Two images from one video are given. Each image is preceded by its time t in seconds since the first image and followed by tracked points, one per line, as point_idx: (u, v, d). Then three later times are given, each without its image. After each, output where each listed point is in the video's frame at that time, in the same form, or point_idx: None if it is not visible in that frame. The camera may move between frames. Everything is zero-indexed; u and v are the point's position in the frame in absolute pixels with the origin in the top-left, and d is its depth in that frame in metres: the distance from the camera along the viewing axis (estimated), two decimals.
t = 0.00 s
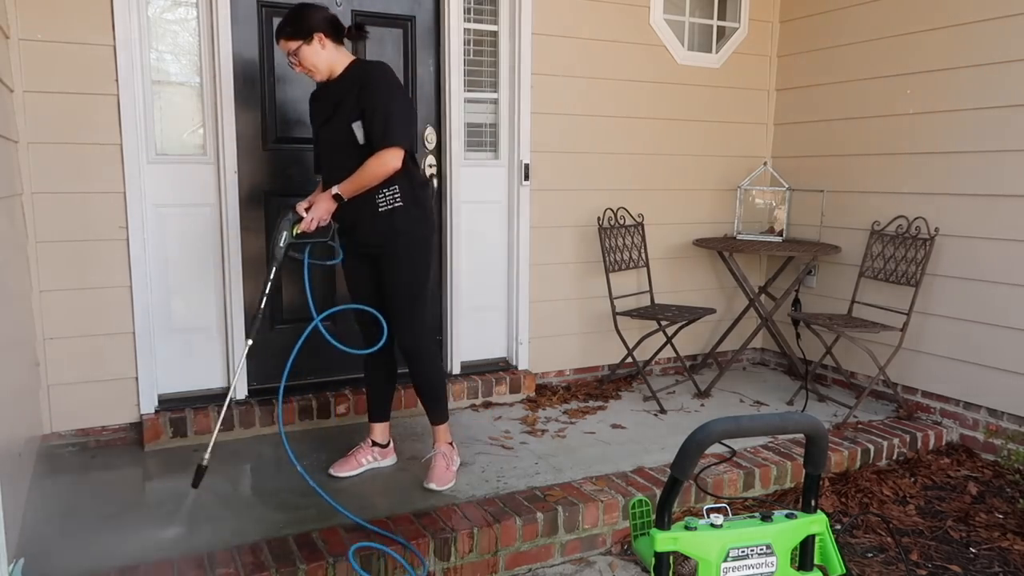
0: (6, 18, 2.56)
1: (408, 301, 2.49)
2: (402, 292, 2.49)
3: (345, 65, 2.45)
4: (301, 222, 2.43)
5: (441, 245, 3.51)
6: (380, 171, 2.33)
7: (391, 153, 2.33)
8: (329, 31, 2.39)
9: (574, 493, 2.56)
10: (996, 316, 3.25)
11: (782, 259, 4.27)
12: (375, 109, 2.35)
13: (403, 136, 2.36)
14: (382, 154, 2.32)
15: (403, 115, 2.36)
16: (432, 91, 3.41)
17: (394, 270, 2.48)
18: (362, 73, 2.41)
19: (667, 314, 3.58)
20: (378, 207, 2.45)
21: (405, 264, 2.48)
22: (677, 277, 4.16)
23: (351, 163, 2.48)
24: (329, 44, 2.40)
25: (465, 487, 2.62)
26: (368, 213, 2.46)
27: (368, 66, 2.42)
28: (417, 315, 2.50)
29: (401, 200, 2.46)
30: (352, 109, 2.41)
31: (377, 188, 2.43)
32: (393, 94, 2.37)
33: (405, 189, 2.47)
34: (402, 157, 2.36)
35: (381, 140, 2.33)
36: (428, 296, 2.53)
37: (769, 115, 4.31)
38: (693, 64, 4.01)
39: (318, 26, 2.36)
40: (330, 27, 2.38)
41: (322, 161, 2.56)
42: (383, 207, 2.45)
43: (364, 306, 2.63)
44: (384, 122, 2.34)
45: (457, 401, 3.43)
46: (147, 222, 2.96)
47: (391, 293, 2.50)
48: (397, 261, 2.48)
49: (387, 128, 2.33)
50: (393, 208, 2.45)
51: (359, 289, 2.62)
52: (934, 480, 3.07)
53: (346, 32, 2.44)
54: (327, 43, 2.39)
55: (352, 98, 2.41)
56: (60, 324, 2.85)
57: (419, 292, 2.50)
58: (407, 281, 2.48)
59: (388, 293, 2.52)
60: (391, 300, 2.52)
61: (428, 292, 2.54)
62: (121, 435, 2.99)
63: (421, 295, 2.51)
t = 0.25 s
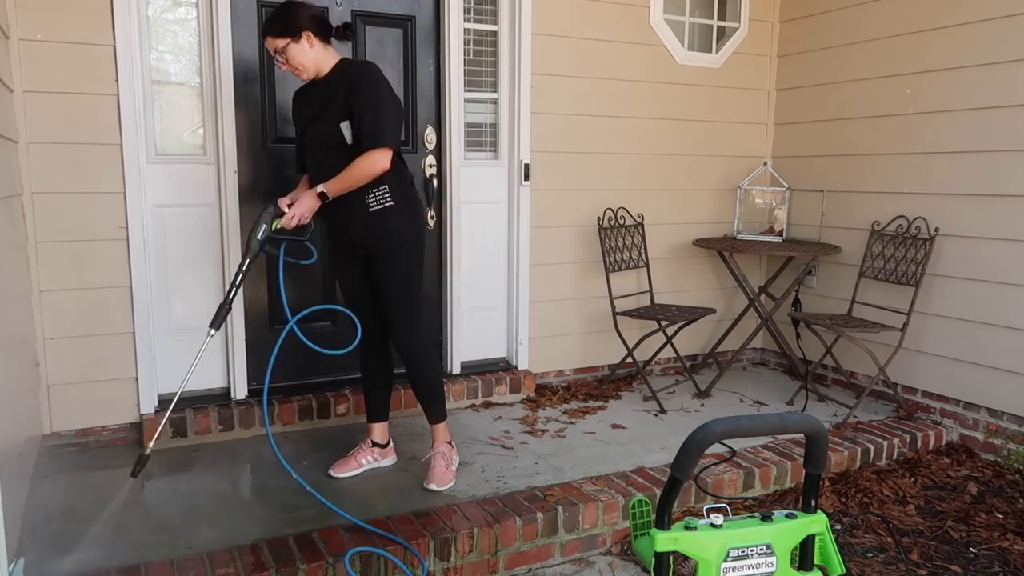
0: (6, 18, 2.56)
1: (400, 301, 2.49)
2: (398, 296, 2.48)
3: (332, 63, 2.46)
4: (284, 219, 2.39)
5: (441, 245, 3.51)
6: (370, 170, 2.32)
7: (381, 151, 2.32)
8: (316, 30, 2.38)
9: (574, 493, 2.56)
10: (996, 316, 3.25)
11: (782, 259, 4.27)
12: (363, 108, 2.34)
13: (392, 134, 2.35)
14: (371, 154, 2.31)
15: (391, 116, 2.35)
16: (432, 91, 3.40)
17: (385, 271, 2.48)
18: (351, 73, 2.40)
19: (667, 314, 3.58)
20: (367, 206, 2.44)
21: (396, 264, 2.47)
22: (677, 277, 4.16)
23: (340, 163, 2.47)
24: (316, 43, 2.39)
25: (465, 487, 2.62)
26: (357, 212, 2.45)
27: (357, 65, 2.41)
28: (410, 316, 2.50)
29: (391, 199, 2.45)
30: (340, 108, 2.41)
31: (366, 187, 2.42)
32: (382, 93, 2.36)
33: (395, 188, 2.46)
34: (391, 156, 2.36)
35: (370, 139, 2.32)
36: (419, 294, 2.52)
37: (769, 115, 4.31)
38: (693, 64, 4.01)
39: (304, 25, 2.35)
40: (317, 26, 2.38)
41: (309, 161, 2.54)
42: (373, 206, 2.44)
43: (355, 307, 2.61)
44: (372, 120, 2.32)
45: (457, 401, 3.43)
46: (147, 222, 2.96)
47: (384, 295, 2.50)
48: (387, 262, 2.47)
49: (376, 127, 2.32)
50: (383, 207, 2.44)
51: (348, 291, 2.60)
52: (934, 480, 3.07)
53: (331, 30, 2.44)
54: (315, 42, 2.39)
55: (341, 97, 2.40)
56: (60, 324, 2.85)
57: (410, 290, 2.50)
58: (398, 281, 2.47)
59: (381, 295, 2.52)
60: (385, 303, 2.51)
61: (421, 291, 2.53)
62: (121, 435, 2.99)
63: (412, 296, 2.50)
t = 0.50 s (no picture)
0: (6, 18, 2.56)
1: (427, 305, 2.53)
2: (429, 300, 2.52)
3: (377, 66, 2.42)
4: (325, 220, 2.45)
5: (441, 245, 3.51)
6: (392, 179, 2.34)
7: (402, 160, 2.32)
8: (359, 33, 2.37)
9: (574, 493, 2.56)
10: (995, 316, 3.25)
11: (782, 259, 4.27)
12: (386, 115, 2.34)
13: (413, 143, 2.33)
14: (391, 163, 2.32)
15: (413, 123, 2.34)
16: (432, 92, 3.41)
17: (413, 277, 2.50)
18: (380, 77, 2.39)
19: (667, 314, 3.58)
20: (393, 212, 2.46)
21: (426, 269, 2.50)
22: (677, 277, 4.16)
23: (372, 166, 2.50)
24: (354, 45, 2.38)
25: (465, 487, 2.62)
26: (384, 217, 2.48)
27: (386, 68, 2.39)
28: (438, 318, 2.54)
29: (416, 206, 2.46)
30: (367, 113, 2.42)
31: (392, 193, 2.43)
32: (405, 100, 2.34)
33: (419, 194, 2.46)
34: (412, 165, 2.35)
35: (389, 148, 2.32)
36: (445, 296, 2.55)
37: (769, 115, 4.31)
38: (693, 64, 4.01)
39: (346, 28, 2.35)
40: (358, 29, 2.36)
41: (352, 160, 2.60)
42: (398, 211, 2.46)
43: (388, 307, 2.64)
44: (393, 128, 2.32)
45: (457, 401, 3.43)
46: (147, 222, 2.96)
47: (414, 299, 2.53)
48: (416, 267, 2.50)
49: (395, 136, 2.32)
50: (408, 213, 2.45)
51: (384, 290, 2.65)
52: (934, 480, 3.07)
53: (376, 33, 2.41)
54: (356, 45, 2.38)
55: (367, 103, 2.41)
56: (60, 323, 2.85)
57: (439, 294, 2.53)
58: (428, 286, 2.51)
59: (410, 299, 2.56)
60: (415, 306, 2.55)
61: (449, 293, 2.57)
62: (121, 435, 2.99)
63: (442, 299, 2.54)
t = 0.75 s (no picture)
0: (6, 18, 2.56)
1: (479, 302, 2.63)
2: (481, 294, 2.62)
3: (456, 66, 2.60)
4: (400, 211, 2.62)
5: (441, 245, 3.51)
6: (466, 173, 2.49)
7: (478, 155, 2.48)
8: (442, 37, 2.53)
9: (574, 493, 2.56)
10: (996, 316, 3.25)
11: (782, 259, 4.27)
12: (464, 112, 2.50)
13: (488, 140, 2.49)
14: (466, 159, 2.47)
15: (490, 123, 2.49)
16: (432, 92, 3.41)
17: (475, 271, 2.63)
18: (461, 80, 2.55)
19: (667, 314, 3.58)
20: (462, 205, 2.62)
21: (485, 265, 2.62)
22: (677, 277, 4.16)
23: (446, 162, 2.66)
24: (438, 48, 2.54)
25: (466, 487, 2.62)
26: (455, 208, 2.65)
27: (467, 72, 2.55)
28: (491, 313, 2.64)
29: (484, 200, 2.61)
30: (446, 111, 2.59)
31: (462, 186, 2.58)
32: (486, 102, 2.51)
33: (488, 190, 2.61)
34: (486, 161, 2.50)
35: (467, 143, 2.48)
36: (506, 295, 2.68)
37: (769, 115, 4.31)
38: (693, 64, 4.01)
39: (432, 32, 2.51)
40: (444, 34, 2.52)
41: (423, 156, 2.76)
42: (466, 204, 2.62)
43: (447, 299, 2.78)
44: (472, 126, 2.48)
45: (457, 401, 3.43)
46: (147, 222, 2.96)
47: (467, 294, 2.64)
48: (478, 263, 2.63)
49: (473, 132, 2.48)
50: (476, 207, 2.61)
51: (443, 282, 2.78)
52: (934, 480, 3.07)
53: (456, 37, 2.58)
54: (439, 48, 2.54)
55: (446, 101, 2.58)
56: (60, 324, 2.85)
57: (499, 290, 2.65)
58: (484, 281, 2.62)
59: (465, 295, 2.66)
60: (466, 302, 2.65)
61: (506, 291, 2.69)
62: (121, 435, 2.98)
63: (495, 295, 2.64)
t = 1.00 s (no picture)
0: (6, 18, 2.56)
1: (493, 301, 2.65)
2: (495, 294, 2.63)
3: (463, 71, 2.61)
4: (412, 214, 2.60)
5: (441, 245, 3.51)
6: (486, 172, 2.48)
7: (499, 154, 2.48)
8: (450, 41, 2.53)
9: (574, 493, 2.56)
10: (996, 316, 3.25)
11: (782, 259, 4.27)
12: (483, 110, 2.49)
13: (508, 138, 2.49)
14: (488, 157, 2.47)
15: (509, 121, 2.50)
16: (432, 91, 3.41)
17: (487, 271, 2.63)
18: (477, 80, 2.56)
19: (667, 314, 3.58)
20: (479, 203, 2.61)
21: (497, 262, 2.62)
22: (677, 277, 4.16)
23: (461, 162, 2.65)
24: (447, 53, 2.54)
25: (466, 487, 2.62)
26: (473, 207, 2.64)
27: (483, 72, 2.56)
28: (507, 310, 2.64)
29: (501, 198, 2.60)
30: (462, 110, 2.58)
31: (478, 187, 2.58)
32: (504, 99, 2.51)
33: (506, 188, 2.61)
34: (505, 159, 2.50)
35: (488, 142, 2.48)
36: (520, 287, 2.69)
37: (769, 115, 4.31)
38: (693, 64, 4.01)
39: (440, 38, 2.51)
40: (454, 38, 2.53)
41: (434, 157, 2.75)
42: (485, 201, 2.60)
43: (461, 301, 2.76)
44: (494, 125, 2.48)
45: (457, 401, 3.43)
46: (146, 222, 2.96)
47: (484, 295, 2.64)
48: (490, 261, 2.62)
49: (494, 130, 2.48)
50: (493, 205, 2.60)
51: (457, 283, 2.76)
52: (934, 480, 3.07)
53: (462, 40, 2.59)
54: (449, 53, 2.55)
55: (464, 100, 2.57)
56: (60, 324, 2.85)
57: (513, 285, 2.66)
58: (497, 281, 2.62)
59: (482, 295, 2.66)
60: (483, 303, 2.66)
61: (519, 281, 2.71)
62: (121, 435, 2.99)
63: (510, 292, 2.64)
